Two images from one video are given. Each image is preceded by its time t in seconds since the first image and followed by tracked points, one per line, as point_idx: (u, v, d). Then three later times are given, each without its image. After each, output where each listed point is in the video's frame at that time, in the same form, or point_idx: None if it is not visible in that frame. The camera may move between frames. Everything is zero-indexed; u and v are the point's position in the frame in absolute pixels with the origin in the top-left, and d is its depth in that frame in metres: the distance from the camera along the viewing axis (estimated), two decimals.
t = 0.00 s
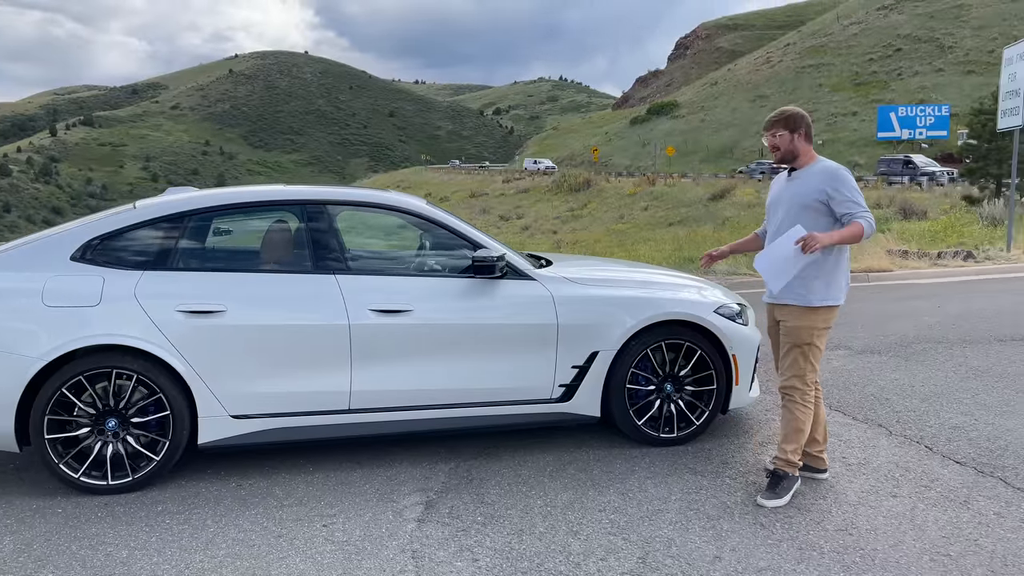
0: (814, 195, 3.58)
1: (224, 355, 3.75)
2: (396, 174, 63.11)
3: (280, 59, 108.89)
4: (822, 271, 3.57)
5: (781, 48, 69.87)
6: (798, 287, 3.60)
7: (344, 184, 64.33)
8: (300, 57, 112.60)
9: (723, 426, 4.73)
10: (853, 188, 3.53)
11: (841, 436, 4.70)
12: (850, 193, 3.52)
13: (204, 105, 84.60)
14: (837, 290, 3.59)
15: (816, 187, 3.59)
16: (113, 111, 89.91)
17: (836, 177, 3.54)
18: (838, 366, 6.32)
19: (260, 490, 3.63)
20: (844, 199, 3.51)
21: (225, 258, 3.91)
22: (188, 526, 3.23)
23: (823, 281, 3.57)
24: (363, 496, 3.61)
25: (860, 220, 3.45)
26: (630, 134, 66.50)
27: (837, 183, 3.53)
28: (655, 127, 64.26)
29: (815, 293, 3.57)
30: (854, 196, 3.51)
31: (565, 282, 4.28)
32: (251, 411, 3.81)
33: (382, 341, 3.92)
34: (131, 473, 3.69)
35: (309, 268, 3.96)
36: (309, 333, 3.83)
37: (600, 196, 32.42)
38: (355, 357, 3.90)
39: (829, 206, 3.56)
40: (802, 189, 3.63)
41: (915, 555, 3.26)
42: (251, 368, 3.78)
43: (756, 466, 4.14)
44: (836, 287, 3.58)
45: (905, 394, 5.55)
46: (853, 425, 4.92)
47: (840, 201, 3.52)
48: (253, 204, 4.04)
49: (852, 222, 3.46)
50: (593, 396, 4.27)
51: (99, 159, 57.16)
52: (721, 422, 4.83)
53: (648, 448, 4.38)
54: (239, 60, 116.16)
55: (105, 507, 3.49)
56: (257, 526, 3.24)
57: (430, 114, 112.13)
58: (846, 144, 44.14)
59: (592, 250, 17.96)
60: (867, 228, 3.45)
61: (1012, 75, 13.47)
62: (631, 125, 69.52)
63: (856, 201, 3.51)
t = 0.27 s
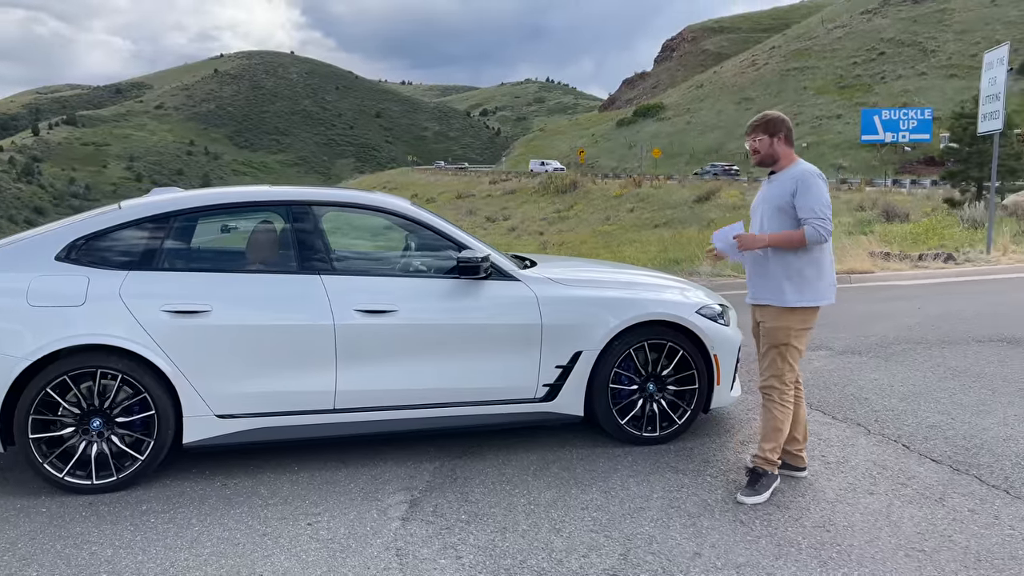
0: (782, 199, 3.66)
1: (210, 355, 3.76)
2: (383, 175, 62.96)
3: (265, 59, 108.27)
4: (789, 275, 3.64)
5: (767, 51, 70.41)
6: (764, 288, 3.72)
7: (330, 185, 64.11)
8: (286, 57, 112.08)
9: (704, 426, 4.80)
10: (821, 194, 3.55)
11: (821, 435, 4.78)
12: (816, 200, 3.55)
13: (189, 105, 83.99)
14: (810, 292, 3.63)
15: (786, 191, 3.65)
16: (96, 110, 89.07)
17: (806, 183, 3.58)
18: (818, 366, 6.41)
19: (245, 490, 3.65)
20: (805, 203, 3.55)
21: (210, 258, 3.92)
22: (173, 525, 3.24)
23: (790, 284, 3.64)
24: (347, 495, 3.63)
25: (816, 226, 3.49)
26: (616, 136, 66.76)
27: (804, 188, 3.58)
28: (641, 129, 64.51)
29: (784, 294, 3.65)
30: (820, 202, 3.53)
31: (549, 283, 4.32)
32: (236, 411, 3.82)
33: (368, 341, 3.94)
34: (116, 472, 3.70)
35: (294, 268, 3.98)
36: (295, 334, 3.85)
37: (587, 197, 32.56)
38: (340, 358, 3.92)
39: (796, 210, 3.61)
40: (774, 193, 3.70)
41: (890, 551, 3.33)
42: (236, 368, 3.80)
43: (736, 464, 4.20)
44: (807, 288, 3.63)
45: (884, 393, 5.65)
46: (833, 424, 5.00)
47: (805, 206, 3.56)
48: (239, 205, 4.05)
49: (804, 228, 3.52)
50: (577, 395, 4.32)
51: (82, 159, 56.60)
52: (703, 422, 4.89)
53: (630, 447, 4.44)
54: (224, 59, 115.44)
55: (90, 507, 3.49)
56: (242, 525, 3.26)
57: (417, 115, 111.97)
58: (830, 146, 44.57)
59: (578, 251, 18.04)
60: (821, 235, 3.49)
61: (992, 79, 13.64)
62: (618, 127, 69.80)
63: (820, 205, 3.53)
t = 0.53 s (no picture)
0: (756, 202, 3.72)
1: (195, 355, 3.78)
2: (371, 176, 62.83)
3: (252, 59, 107.83)
4: (761, 275, 3.71)
5: (753, 54, 70.91)
6: (738, 288, 3.79)
7: (318, 186, 63.91)
8: (274, 58, 111.59)
9: (686, 425, 4.86)
10: (791, 196, 3.62)
11: (800, 434, 4.86)
12: (786, 202, 3.61)
13: (175, 104, 83.43)
14: (781, 293, 3.69)
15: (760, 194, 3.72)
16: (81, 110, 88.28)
17: (779, 186, 3.64)
18: (799, 367, 6.50)
19: (229, 488, 3.67)
20: (775, 204, 3.61)
21: (194, 258, 3.94)
22: (157, 523, 3.26)
23: (761, 283, 3.71)
24: (331, 493, 3.67)
25: (779, 227, 3.56)
26: (604, 138, 66.98)
27: (777, 190, 3.64)
28: (629, 131, 64.77)
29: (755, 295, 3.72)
30: (790, 203, 3.59)
31: (532, 283, 4.37)
32: (221, 409, 3.85)
33: (352, 341, 3.97)
34: (100, 471, 3.71)
35: (279, 268, 4.01)
36: (279, 334, 3.88)
37: (574, 199, 32.68)
38: (324, 358, 3.95)
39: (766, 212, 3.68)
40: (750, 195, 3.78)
41: (865, 546, 3.40)
42: (221, 367, 3.82)
43: (716, 462, 4.27)
44: (778, 289, 3.70)
45: (864, 393, 5.74)
46: (813, 423, 5.08)
47: (775, 208, 3.62)
48: (224, 205, 4.07)
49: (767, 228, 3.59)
50: (560, 394, 4.38)
51: (66, 158, 56.08)
52: (685, 421, 4.96)
53: (612, 446, 4.50)
54: (211, 59, 114.75)
55: (74, 505, 3.51)
56: (226, 523, 3.28)
57: (405, 115, 111.83)
58: (816, 149, 44.97)
59: (565, 253, 18.11)
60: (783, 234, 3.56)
61: (974, 84, 13.84)
62: (605, 129, 70.03)
63: (787, 208, 3.59)
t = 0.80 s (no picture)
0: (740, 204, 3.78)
1: (184, 353, 3.82)
2: (361, 177, 62.75)
3: (241, 59, 107.46)
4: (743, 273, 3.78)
5: (743, 57, 71.32)
6: (718, 288, 3.86)
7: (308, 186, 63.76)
8: (264, 58, 111.27)
9: (670, 423, 4.94)
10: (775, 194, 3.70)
11: (782, 433, 4.95)
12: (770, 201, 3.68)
13: (164, 104, 83.01)
14: (760, 293, 3.78)
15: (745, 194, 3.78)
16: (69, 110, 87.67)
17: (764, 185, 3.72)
18: (783, 367, 6.60)
19: (218, 485, 3.71)
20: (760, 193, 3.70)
21: (184, 258, 3.98)
22: (146, 519, 3.30)
23: (742, 284, 3.79)
24: (319, 490, 3.71)
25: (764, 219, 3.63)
26: (594, 140, 67.18)
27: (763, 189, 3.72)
28: (619, 133, 65.01)
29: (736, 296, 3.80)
30: (773, 200, 3.67)
31: (519, 283, 4.43)
32: (210, 408, 3.89)
33: (339, 341, 4.02)
34: (89, 468, 3.75)
35: (268, 269, 4.05)
36: (268, 333, 3.92)
37: (564, 201, 32.79)
38: (312, 357, 4.00)
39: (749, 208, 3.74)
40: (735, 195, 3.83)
41: (842, 541, 3.47)
42: (210, 366, 3.86)
43: (698, 460, 4.34)
44: (758, 290, 3.78)
45: (846, 393, 5.83)
46: (795, 422, 5.17)
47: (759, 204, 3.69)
48: (214, 206, 4.11)
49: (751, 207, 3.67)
50: (545, 393, 4.44)
51: (53, 158, 55.67)
52: (669, 419, 5.04)
53: (597, 444, 4.57)
54: (200, 59, 114.26)
55: (63, 502, 3.54)
56: (215, 519, 3.33)
57: (396, 117, 111.75)
58: (805, 152, 45.30)
59: (553, 254, 18.19)
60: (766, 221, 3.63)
61: (959, 88, 14.01)
62: (596, 131, 70.25)
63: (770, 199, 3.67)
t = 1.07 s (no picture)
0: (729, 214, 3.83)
1: (179, 353, 3.86)
2: (354, 178, 62.72)
3: (234, 60, 107.32)
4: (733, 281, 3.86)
5: (736, 60, 71.68)
6: (707, 295, 3.92)
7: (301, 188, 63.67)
8: (257, 59, 111.12)
9: (659, 422, 5.00)
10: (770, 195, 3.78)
11: (770, 432, 5.01)
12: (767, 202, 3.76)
13: (156, 105, 82.76)
14: (748, 299, 3.88)
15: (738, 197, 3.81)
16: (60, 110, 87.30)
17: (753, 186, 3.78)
18: (771, 367, 6.68)
19: (210, 483, 3.75)
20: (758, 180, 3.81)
21: (176, 258, 4.01)
22: (140, 516, 3.34)
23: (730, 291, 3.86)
24: (311, 488, 3.75)
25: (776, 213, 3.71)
26: (587, 142, 67.38)
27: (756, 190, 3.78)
28: (612, 136, 65.24)
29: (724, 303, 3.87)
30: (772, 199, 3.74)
31: (509, 284, 4.50)
32: (204, 407, 3.93)
33: (332, 341, 4.07)
34: (84, 467, 3.79)
35: (261, 269, 4.10)
36: (260, 332, 3.97)
37: (558, 203, 32.91)
38: (304, 356, 4.04)
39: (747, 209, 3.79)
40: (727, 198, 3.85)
41: (825, 537, 3.53)
42: (204, 365, 3.90)
43: (686, 459, 4.40)
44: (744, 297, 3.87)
45: (833, 393, 5.91)
46: (782, 421, 5.24)
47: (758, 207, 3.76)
48: (207, 207, 4.15)
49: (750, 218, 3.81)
50: (536, 392, 4.50)
51: (45, 158, 55.45)
52: (658, 419, 5.10)
53: (586, 443, 4.62)
54: (193, 60, 113.97)
55: (58, 499, 3.58)
56: (208, 516, 3.37)
57: (389, 118, 111.75)
58: (797, 154, 45.57)
59: (546, 256, 18.29)
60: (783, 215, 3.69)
61: (947, 92, 14.15)
62: (589, 133, 70.45)
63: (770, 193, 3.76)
